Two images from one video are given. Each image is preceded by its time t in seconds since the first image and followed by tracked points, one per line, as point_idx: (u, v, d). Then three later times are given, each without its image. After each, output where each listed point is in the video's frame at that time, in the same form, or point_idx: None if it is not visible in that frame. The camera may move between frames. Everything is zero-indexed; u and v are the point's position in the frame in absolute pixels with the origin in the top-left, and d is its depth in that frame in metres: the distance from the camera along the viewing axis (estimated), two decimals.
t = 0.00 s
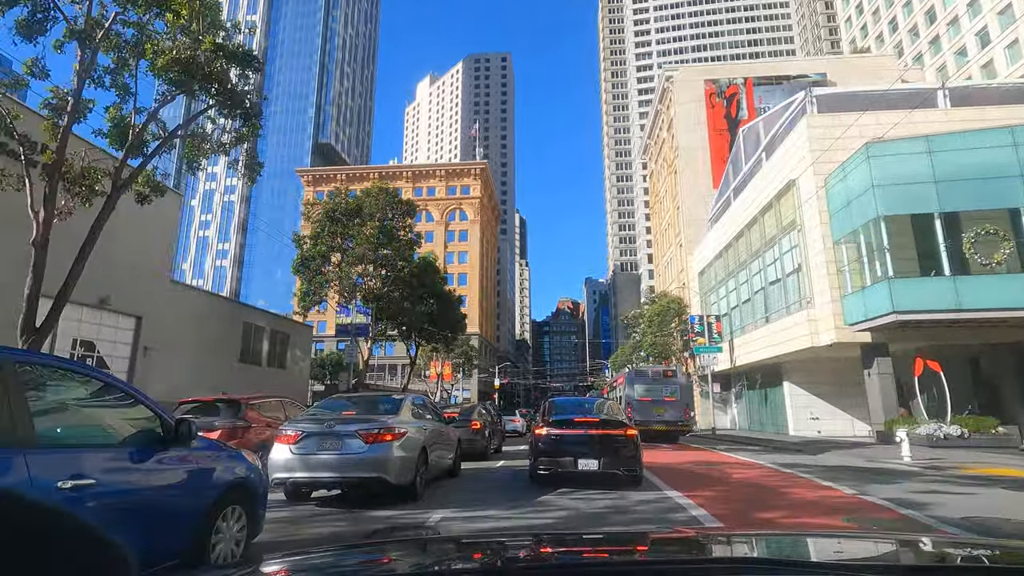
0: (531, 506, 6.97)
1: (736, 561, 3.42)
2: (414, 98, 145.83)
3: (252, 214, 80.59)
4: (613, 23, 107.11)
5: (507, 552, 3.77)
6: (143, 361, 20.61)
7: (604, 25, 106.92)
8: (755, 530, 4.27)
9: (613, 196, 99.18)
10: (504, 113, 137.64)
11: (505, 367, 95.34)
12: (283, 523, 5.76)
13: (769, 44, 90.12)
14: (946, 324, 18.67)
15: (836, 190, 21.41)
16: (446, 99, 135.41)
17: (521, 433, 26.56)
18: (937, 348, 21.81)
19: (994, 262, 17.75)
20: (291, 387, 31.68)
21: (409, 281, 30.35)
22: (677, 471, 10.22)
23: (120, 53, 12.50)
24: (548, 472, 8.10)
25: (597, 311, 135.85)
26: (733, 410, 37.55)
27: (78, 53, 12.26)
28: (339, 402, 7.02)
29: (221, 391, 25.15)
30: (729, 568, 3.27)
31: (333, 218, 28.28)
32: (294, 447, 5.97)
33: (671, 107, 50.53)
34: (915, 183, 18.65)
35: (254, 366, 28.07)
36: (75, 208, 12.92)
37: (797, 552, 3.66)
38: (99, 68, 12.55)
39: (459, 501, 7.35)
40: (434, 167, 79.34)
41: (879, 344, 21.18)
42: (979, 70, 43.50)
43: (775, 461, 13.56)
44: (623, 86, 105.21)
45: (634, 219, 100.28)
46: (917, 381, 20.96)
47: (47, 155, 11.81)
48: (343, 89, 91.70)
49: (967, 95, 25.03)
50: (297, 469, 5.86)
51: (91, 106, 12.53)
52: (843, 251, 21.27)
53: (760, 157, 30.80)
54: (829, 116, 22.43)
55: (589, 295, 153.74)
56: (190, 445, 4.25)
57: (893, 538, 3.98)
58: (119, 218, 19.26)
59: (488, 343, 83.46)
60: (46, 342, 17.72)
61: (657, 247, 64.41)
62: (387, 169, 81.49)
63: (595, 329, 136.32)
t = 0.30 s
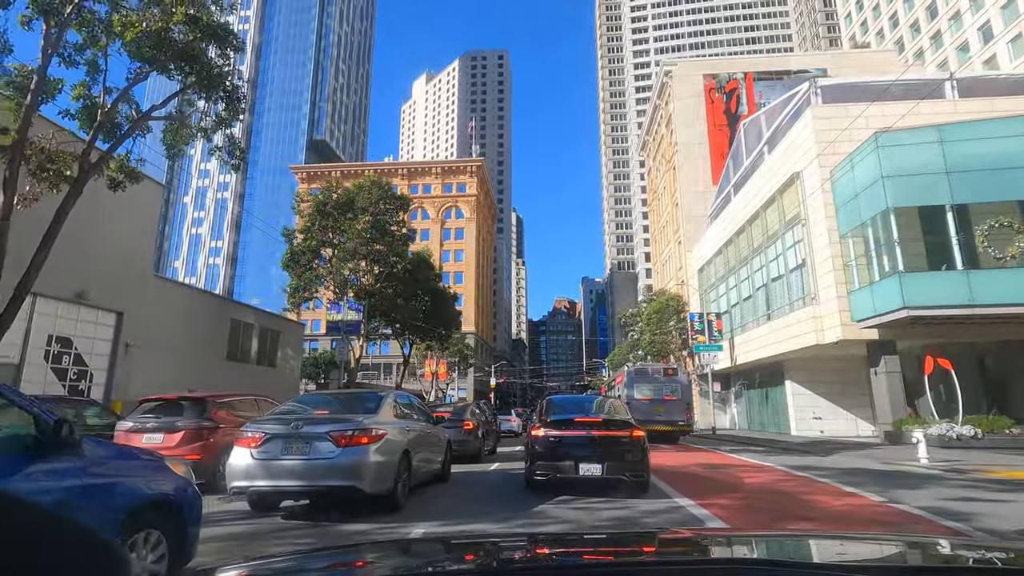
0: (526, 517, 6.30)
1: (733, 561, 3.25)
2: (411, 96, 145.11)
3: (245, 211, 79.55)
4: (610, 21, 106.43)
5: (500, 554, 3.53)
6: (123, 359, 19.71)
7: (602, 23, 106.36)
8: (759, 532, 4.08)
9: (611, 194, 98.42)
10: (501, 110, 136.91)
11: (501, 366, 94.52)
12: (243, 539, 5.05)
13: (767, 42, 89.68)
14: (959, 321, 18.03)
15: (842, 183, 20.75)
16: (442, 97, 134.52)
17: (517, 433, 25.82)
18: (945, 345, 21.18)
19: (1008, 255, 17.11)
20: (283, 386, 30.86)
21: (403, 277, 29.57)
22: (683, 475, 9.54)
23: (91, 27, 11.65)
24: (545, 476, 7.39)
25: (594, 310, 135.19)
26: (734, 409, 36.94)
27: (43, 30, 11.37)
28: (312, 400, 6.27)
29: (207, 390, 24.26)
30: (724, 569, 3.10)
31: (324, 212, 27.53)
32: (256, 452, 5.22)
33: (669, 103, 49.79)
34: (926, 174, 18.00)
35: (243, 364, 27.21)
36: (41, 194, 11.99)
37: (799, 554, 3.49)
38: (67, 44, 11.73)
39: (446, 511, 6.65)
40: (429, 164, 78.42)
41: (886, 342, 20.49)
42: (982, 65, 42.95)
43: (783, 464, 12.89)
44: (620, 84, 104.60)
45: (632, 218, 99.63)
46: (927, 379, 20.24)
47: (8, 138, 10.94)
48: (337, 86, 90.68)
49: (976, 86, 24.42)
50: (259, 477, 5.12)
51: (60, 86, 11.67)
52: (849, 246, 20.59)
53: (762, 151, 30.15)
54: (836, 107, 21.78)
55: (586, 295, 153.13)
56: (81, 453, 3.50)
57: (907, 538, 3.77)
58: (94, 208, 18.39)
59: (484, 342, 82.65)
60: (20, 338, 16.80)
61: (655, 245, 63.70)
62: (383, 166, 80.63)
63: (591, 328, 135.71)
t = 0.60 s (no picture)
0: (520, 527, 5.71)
1: (729, 557, 3.07)
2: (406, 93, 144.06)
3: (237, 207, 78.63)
4: (606, 17, 105.83)
5: (493, 551, 3.43)
6: (103, 356, 18.96)
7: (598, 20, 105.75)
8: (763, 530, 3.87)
9: (606, 192, 97.80)
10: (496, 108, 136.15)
11: (496, 365, 93.86)
12: (199, 556, 4.45)
13: (763, 39, 89.31)
14: (966, 317, 17.52)
15: (846, 175, 20.21)
16: (437, 94, 133.61)
17: (512, 433, 25.26)
18: (952, 341, 20.58)
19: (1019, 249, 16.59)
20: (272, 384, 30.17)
21: (395, 273, 28.89)
22: (687, 478, 8.97)
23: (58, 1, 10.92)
24: (543, 482, 6.74)
25: (589, 309, 134.69)
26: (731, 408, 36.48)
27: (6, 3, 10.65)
28: (281, 398, 5.62)
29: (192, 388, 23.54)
30: (718, 565, 2.91)
31: (313, 205, 26.82)
32: (211, 457, 4.57)
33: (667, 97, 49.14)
34: (935, 165, 17.46)
35: (230, 361, 26.47)
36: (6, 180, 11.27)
37: (800, 549, 3.30)
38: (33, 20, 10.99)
39: (433, 521, 6.05)
40: (424, 161, 77.60)
41: (890, 338, 19.97)
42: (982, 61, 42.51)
43: (789, 465, 12.35)
44: (616, 81, 104.01)
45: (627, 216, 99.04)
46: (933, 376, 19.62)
47: None
48: (331, 81, 89.68)
49: (981, 79, 23.91)
50: (212, 486, 4.47)
51: (25, 64, 10.95)
52: (853, 240, 20.02)
53: (761, 145, 29.62)
54: (840, 98, 21.23)
55: (581, 293, 152.59)
56: None
57: (923, 534, 3.54)
58: (71, 197, 17.66)
59: (479, 341, 81.99)
60: None
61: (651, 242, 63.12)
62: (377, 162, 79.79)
63: (587, 327, 135.24)
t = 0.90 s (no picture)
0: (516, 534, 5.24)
1: (729, 556, 3.12)
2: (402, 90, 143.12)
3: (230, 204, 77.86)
4: (603, 14, 105.32)
5: (487, 550, 3.41)
6: (84, 354, 18.33)
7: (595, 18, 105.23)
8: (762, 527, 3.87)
9: (603, 190, 97.21)
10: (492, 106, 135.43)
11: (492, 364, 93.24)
12: (163, 569, 4.02)
13: (761, 37, 88.83)
14: (972, 313, 17.09)
15: (851, 168, 19.70)
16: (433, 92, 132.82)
17: (507, 432, 24.77)
18: (959, 338, 20.10)
19: None
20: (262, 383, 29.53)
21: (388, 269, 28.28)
22: (691, 481, 8.52)
23: None
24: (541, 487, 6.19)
25: (585, 308, 134.15)
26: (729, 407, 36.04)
27: None
28: (250, 396, 5.08)
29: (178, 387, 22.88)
30: (718, 563, 3.01)
31: (305, 199, 26.18)
32: (161, 463, 4.03)
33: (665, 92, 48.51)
34: (942, 157, 17.00)
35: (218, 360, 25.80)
36: None
37: (801, 548, 3.34)
38: None
39: (420, 528, 5.58)
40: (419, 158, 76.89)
41: (894, 336, 19.48)
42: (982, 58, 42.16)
43: (794, 465, 11.94)
44: (613, 79, 103.45)
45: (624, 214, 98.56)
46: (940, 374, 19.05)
47: None
48: (325, 77, 88.78)
49: (985, 72, 23.50)
50: (163, 496, 3.92)
51: None
52: (857, 235, 19.54)
53: (761, 140, 29.14)
54: (843, 90, 20.78)
55: (577, 292, 151.99)
56: None
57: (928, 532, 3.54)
58: (49, 188, 17.00)
59: (474, 339, 81.39)
60: None
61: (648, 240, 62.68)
62: (372, 159, 78.99)
63: (582, 326, 134.73)
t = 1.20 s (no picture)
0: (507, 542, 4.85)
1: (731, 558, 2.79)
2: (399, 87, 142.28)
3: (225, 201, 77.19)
4: (601, 11, 104.75)
5: (484, 551, 3.02)
6: (69, 350, 17.78)
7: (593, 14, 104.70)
8: (771, 530, 3.57)
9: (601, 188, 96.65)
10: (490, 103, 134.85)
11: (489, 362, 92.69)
12: None
13: (759, 33, 88.40)
14: (979, 309, 16.70)
15: (855, 161, 19.28)
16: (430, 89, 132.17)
17: (503, 431, 24.33)
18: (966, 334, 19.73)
19: None
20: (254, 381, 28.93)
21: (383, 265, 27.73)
22: (695, 483, 8.10)
23: None
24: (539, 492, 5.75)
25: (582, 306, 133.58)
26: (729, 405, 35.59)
27: None
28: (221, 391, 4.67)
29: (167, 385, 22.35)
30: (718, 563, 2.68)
31: (297, 194, 25.66)
32: (110, 468, 3.68)
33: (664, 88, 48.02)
34: (949, 149, 16.60)
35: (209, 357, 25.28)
36: None
37: (803, 549, 3.02)
38: None
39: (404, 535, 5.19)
40: (416, 155, 76.29)
41: (899, 333, 19.06)
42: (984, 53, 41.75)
43: (800, 466, 11.52)
44: (611, 76, 102.91)
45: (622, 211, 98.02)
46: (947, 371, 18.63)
47: None
48: (321, 73, 88.11)
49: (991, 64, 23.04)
50: (109, 507, 3.55)
51: None
52: (862, 230, 19.14)
53: (763, 134, 28.68)
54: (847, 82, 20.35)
55: (575, 290, 151.54)
56: None
57: (942, 537, 3.19)
58: (33, 180, 16.46)
59: (471, 338, 80.88)
60: None
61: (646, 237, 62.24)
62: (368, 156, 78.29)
63: (580, 324, 134.26)
